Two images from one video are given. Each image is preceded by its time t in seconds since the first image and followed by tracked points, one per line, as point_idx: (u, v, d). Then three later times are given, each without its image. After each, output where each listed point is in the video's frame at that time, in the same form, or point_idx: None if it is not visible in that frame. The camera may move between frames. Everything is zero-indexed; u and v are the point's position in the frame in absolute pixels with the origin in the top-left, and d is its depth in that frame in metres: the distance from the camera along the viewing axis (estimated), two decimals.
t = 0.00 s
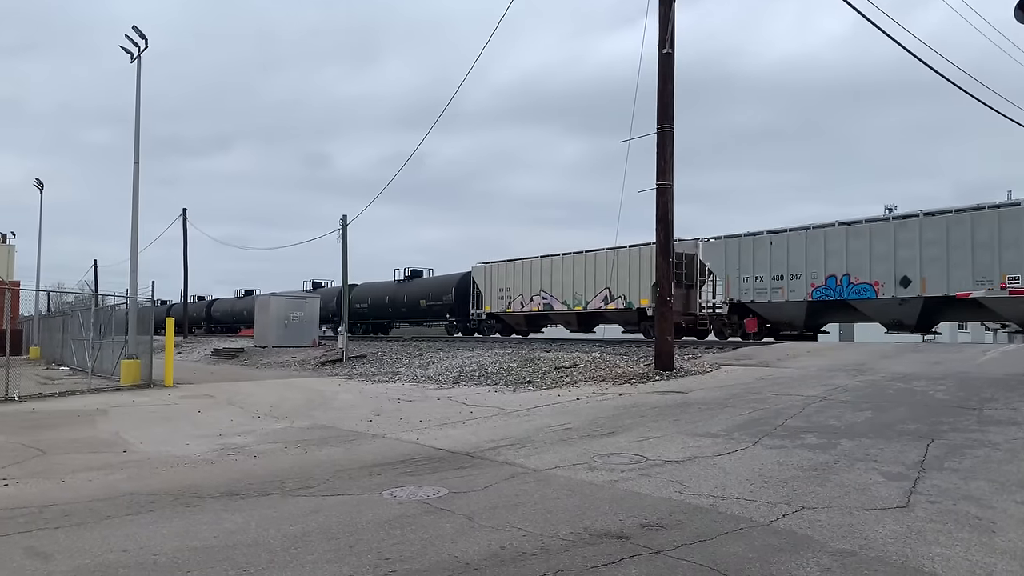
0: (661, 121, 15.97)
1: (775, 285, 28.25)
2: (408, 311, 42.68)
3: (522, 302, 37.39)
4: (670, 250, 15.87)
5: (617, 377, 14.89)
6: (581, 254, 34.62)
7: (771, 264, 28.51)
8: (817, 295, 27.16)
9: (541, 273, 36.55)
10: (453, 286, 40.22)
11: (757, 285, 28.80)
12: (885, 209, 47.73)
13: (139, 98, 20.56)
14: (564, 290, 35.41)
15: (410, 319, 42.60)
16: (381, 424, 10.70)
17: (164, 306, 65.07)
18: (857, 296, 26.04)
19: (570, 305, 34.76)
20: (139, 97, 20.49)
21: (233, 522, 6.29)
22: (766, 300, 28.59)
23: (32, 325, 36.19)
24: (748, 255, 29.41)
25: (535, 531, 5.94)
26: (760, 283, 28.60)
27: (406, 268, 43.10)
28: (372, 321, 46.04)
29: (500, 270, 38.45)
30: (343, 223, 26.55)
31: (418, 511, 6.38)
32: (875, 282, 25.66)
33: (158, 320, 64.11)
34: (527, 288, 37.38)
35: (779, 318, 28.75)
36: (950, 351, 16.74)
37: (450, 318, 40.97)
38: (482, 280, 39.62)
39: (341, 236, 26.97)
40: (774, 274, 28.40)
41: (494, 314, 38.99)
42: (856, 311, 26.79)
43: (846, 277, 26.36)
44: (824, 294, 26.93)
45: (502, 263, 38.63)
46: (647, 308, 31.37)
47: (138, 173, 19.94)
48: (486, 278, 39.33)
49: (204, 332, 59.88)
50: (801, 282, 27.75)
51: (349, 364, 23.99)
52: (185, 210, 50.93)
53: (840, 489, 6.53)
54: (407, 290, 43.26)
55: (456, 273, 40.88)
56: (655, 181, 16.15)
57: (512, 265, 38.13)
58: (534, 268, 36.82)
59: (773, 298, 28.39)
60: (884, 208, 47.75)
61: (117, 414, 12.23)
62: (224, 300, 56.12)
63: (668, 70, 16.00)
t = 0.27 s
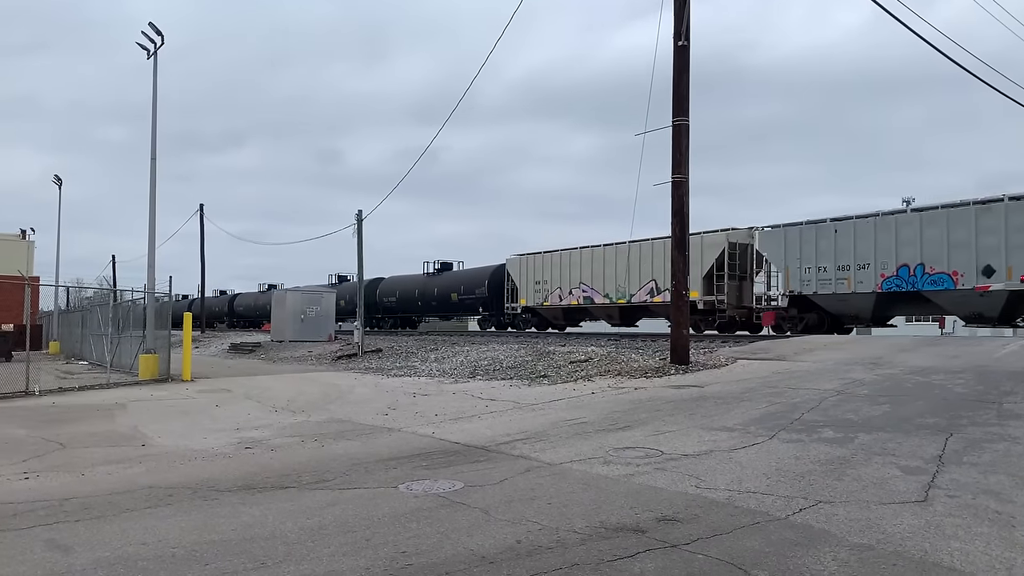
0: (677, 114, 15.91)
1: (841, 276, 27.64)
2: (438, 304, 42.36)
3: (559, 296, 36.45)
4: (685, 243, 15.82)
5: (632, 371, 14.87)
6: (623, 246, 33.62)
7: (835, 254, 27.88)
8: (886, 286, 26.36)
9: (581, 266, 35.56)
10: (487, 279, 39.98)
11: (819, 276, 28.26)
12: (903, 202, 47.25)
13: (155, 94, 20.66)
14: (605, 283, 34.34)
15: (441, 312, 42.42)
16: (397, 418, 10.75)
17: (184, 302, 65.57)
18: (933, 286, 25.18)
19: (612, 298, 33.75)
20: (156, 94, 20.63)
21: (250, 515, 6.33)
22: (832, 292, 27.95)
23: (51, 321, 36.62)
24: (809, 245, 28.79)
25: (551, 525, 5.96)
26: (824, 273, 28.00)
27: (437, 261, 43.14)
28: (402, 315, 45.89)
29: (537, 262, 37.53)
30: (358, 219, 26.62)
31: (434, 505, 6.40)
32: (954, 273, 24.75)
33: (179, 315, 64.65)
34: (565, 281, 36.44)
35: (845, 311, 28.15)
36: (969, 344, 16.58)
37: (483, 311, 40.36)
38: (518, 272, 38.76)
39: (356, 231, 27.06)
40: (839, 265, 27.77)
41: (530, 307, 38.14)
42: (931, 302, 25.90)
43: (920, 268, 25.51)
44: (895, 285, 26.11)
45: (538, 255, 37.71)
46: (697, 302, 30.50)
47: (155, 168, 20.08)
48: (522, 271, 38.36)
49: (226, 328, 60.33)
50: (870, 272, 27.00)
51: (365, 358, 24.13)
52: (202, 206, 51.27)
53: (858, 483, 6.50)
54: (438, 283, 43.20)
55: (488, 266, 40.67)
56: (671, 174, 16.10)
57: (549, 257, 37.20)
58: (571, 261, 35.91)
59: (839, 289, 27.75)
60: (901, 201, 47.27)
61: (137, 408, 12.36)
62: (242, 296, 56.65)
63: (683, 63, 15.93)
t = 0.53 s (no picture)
0: (693, 106, 15.84)
1: (914, 266, 25.32)
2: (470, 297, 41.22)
3: (601, 288, 35.11)
4: (701, 236, 15.76)
5: (648, 366, 14.84)
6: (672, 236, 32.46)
7: (906, 243, 25.64)
8: (966, 276, 24.22)
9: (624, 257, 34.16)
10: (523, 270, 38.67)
11: (890, 266, 25.91)
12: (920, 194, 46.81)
13: (172, 90, 20.76)
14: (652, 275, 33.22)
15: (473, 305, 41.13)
16: (413, 412, 10.80)
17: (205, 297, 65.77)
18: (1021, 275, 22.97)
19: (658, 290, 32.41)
20: (172, 90, 20.78)
21: (269, 508, 6.38)
22: (903, 283, 25.67)
23: (71, 316, 37.03)
24: (875, 231, 26.52)
25: (567, 518, 5.96)
26: (895, 264, 25.71)
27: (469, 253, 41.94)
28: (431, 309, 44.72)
29: (577, 253, 36.07)
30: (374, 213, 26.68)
31: (451, 498, 6.43)
32: None
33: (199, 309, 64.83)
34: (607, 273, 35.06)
35: (916, 304, 25.81)
36: (989, 338, 16.43)
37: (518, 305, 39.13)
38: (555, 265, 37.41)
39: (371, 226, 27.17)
40: (911, 254, 25.47)
41: (569, 300, 36.80)
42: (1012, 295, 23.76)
43: (1004, 257, 23.37)
44: (976, 274, 23.96)
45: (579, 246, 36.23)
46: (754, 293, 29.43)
47: (172, 164, 20.22)
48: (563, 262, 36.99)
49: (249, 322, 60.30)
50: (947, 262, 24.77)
51: (381, 352, 24.21)
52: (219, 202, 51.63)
53: (877, 477, 6.47)
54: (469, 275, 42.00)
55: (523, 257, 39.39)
56: (687, 167, 16.04)
57: (590, 248, 35.78)
58: (614, 252, 34.55)
59: (912, 280, 25.45)
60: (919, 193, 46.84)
61: (155, 402, 12.46)
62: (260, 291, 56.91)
63: (699, 56, 15.85)
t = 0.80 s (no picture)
0: (711, 100, 15.76)
1: (995, 258, 23.30)
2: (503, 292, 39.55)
3: (644, 283, 32.66)
4: (719, 231, 15.70)
5: (665, 362, 14.80)
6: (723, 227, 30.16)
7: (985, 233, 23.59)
8: None
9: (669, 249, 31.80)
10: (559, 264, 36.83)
11: (969, 258, 23.88)
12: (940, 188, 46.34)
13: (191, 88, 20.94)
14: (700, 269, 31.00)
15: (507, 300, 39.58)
16: (430, 407, 10.84)
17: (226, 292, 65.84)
18: None
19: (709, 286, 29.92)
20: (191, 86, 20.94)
21: (287, 503, 6.42)
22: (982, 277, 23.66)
23: (91, 311, 37.46)
24: (952, 221, 24.49)
25: (584, 514, 5.96)
26: (974, 255, 23.67)
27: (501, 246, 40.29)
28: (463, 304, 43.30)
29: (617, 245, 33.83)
30: (390, 209, 26.73)
31: (468, 494, 6.45)
32: None
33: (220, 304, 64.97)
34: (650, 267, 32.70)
35: (998, 298, 23.87)
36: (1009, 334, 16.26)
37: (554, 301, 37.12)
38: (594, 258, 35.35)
39: (388, 222, 27.24)
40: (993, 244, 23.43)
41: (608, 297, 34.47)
42: None
43: None
44: None
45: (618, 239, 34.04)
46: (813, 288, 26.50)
47: (190, 160, 20.35)
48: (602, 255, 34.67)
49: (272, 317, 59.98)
50: None
51: (398, 348, 24.29)
52: (237, 198, 52.00)
53: (896, 474, 6.43)
54: (502, 270, 40.46)
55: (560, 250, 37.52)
56: (704, 162, 15.97)
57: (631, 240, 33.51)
58: (658, 244, 32.21)
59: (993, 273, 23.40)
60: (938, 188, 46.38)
61: (174, 397, 12.57)
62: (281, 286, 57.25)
63: (717, 49, 15.75)
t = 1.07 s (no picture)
0: (726, 98, 15.68)
1: None
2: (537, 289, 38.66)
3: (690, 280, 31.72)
4: (734, 230, 15.64)
5: (679, 360, 14.76)
6: (778, 221, 29.18)
7: None
8: None
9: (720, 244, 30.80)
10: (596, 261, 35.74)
11: None
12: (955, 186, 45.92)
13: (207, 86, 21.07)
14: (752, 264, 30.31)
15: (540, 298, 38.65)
16: (444, 405, 10.87)
17: (240, 289, 66.28)
18: None
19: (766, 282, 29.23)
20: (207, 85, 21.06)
21: (302, 500, 6.45)
22: None
23: (107, 309, 37.79)
24: None
25: (598, 513, 5.96)
26: None
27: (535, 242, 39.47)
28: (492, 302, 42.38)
29: (662, 241, 32.91)
30: (404, 207, 26.78)
31: (482, 492, 6.46)
32: None
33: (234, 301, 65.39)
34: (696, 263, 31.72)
35: None
36: None
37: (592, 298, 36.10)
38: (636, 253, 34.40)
39: (401, 220, 27.33)
40: None
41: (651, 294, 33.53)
42: None
43: None
44: None
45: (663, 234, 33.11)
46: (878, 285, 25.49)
47: (206, 158, 20.47)
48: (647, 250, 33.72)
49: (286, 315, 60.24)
50: None
51: (412, 346, 24.35)
52: (252, 197, 52.36)
53: (913, 474, 6.39)
54: (534, 266, 39.61)
55: (596, 247, 36.52)
56: (719, 160, 15.90)
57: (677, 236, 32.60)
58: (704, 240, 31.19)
59: None
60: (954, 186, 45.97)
61: (190, 394, 12.66)
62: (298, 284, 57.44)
63: (732, 47, 15.69)
